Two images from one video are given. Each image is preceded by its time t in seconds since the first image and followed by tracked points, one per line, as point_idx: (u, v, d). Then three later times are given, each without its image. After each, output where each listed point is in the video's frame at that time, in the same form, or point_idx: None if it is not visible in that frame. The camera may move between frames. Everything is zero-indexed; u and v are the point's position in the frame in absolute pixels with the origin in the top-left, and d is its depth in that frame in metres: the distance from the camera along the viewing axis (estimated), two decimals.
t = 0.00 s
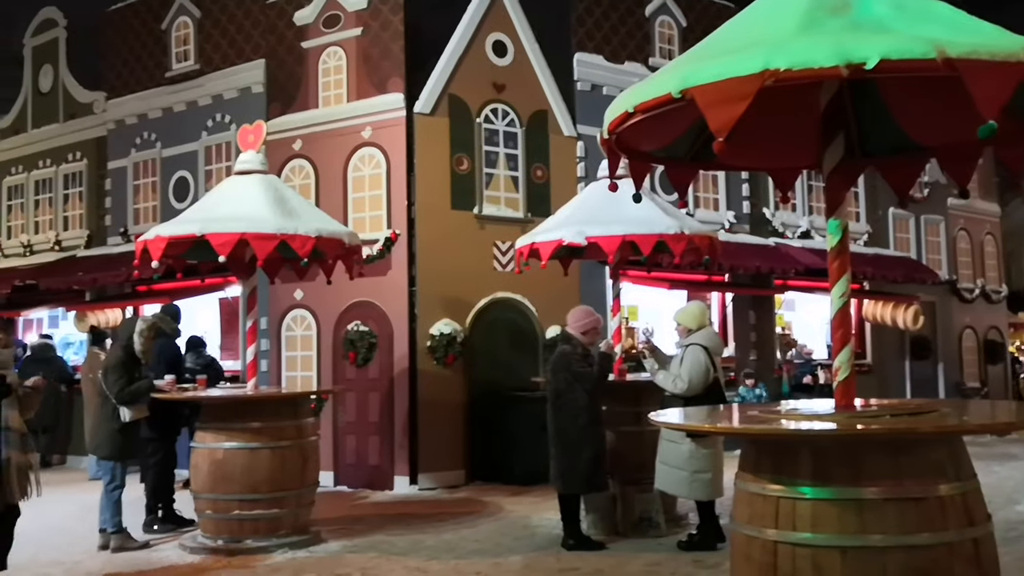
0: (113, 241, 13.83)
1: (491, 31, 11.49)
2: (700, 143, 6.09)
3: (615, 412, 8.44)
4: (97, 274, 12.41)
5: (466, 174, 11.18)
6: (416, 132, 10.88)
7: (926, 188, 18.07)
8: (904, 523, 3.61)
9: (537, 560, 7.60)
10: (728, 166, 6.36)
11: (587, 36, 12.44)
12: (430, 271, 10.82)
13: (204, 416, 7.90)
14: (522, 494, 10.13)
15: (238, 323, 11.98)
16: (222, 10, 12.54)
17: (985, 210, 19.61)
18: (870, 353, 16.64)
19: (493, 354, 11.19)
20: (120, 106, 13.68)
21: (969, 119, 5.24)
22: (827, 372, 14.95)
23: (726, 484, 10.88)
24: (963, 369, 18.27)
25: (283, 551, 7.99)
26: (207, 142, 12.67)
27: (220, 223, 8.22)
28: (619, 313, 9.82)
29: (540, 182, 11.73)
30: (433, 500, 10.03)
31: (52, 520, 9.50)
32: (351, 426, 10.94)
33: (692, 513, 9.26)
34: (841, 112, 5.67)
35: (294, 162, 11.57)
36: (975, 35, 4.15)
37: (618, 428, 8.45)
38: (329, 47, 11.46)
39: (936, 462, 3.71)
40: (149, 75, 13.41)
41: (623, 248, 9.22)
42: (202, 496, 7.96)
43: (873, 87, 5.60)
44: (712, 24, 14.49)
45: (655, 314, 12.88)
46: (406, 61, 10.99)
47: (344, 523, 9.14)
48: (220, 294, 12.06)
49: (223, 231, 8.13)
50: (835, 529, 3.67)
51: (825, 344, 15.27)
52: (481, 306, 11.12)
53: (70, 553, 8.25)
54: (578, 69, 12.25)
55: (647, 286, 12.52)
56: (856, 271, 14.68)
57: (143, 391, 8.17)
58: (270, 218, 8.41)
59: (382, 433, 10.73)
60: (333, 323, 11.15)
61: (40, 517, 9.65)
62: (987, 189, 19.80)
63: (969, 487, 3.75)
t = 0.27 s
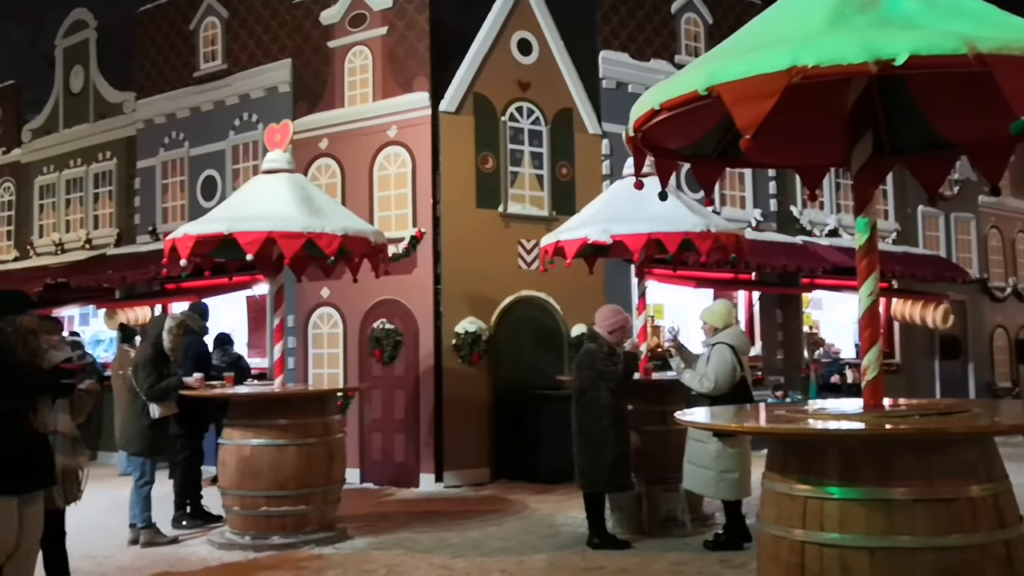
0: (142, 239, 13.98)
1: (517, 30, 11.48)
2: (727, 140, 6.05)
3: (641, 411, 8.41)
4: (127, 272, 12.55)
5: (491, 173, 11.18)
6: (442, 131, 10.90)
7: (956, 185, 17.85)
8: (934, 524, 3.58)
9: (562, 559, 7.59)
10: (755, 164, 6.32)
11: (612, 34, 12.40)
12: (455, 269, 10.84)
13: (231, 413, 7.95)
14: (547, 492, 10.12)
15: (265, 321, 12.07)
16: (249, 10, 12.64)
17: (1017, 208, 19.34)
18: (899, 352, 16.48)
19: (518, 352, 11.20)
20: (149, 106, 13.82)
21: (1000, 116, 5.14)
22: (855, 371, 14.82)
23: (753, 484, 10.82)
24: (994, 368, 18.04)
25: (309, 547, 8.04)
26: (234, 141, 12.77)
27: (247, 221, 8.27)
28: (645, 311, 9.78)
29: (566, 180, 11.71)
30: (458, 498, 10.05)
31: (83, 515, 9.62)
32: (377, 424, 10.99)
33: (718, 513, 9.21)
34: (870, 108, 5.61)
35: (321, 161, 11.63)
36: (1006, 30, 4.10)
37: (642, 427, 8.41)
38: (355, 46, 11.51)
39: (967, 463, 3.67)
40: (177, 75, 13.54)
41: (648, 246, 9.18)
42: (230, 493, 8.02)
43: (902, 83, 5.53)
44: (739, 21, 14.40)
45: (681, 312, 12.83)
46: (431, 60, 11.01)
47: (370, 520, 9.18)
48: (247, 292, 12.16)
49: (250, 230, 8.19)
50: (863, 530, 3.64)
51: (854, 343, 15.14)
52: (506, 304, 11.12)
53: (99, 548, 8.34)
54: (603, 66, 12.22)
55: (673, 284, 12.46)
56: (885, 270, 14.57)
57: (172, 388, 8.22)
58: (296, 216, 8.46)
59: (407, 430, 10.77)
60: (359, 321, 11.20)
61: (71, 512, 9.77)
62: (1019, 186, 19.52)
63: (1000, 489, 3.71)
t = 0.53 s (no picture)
0: (164, 238, 14.09)
1: (537, 28, 11.47)
2: (748, 138, 6.02)
3: (664, 410, 8.41)
4: (150, 271, 12.67)
5: (511, 171, 11.19)
6: (462, 129, 10.91)
7: (981, 183, 17.67)
8: (959, 525, 3.57)
9: (582, 557, 7.58)
10: (777, 161, 6.28)
11: (633, 32, 12.37)
12: (475, 268, 10.85)
13: (252, 410, 7.99)
14: (567, 491, 10.12)
15: (286, 319, 12.14)
16: (271, 10, 12.70)
17: None
18: (922, 351, 16.36)
19: (537, 351, 11.20)
20: (172, 105, 13.93)
21: None
22: (877, 370, 14.71)
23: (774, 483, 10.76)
24: (1019, 368, 17.85)
25: (330, 545, 8.08)
26: (256, 140, 12.85)
27: (269, 220, 8.31)
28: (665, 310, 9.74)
29: (586, 178, 11.69)
30: (478, 496, 10.07)
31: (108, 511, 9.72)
32: (397, 422, 11.03)
33: (739, 512, 9.17)
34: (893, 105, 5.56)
35: (341, 161, 11.68)
36: None
37: (663, 426, 8.39)
38: (375, 45, 11.54)
39: (991, 463, 3.66)
40: (200, 74, 13.63)
41: (668, 244, 9.16)
42: (251, 490, 8.07)
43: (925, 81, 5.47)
44: (761, 18, 14.32)
45: (702, 311, 12.79)
46: (451, 59, 11.02)
47: (390, 518, 9.21)
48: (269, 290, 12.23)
49: (272, 229, 8.23)
50: (885, 530, 3.63)
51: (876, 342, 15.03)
52: (526, 303, 11.13)
53: (123, 544, 8.42)
54: (624, 64, 12.19)
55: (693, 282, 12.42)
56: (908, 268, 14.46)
57: (195, 385, 8.27)
58: (317, 215, 8.50)
59: (427, 428, 10.80)
60: (380, 319, 11.24)
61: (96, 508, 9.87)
62: None
63: None
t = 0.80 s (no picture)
0: (185, 237, 14.17)
1: (556, 26, 11.43)
2: (769, 136, 5.96)
3: (683, 411, 8.34)
4: (170, 270, 12.76)
5: (530, 170, 11.16)
6: (480, 129, 10.90)
7: (1006, 180, 17.46)
8: (983, 527, 3.58)
9: (601, 557, 7.55)
10: (799, 160, 6.22)
11: (652, 29, 12.32)
12: (494, 267, 10.84)
13: (272, 408, 8.02)
14: (586, 490, 10.08)
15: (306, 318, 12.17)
16: (290, 9, 12.74)
17: None
18: (945, 351, 16.21)
19: (556, 350, 11.17)
20: (192, 105, 14.00)
21: None
22: (900, 370, 14.58)
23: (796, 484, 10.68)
24: None
25: (349, 544, 8.09)
26: (275, 140, 12.89)
27: (289, 220, 8.32)
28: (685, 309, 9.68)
29: (605, 176, 11.64)
30: (497, 495, 10.06)
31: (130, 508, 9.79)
32: (416, 420, 11.03)
33: (760, 513, 9.11)
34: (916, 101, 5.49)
35: (360, 160, 11.70)
36: None
37: (682, 426, 8.32)
38: (394, 45, 11.55)
39: (1016, 464, 3.67)
40: (220, 74, 13.69)
41: (689, 243, 9.10)
42: (271, 488, 8.10)
43: (948, 77, 5.40)
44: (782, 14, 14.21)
45: (723, 310, 12.72)
46: (470, 58, 11.00)
47: (410, 517, 9.22)
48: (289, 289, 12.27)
49: (291, 229, 8.25)
50: (908, 531, 3.63)
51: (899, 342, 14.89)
52: (545, 301, 11.10)
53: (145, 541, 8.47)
54: (643, 62, 12.13)
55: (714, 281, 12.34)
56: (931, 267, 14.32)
57: (216, 383, 8.31)
58: (336, 215, 8.50)
59: (446, 427, 10.80)
60: (399, 318, 11.25)
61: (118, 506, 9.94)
62: None
63: None
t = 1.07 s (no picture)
0: (202, 239, 14.32)
1: (568, 28, 11.50)
2: (781, 137, 6.01)
3: (695, 411, 8.38)
4: (187, 271, 12.93)
5: (543, 171, 11.23)
6: (494, 130, 10.97)
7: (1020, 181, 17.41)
8: (994, 528, 3.66)
9: (613, 556, 7.61)
10: (811, 160, 6.27)
11: (664, 31, 12.37)
12: (507, 268, 10.92)
13: (289, 408, 8.12)
14: (599, 490, 10.14)
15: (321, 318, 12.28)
16: (306, 13, 12.87)
17: None
18: (958, 352, 16.18)
19: (568, 351, 11.24)
20: (209, 108, 14.15)
21: None
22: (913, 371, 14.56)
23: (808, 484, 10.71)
24: None
25: (363, 541, 8.18)
26: (291, 142, 13.01)
27: (304, 221, 8.41)
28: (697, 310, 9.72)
29: (617, 177, 11.70)
30: (511, 494, 10.13)
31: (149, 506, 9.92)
32: (430, 420, 11.12)
33: (771, 512, 9.15)
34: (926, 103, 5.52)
35: (375, 162, 11.81)
36: None
37: (695, 426, 8.37)
38: (408, 48, 11.65)
39: None
40: (236, 77, 13.84)
41: (701, 244, 9.15)
42: (287, 486, 8.20)
43: (959, 79, 5.43)
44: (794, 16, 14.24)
45: (735, 311, 12.76)
46: (483, 60, 11.08)
47: (423, 515, 9.30)
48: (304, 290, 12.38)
49: (307, 229, 8.34)
50: (921, 532, 3.71)
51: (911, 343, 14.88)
52: (557, 302, 11.16)
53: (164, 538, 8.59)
54: (655, 64, 12.18)
55: (726, 282, 12.37)
56: (944, 267, 14.30)
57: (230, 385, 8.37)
58: (352, 216, 8.60)
59: (459, 426, 10.88)
60: (413, 318, 11.34)
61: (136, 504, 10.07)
62: None
63: None
